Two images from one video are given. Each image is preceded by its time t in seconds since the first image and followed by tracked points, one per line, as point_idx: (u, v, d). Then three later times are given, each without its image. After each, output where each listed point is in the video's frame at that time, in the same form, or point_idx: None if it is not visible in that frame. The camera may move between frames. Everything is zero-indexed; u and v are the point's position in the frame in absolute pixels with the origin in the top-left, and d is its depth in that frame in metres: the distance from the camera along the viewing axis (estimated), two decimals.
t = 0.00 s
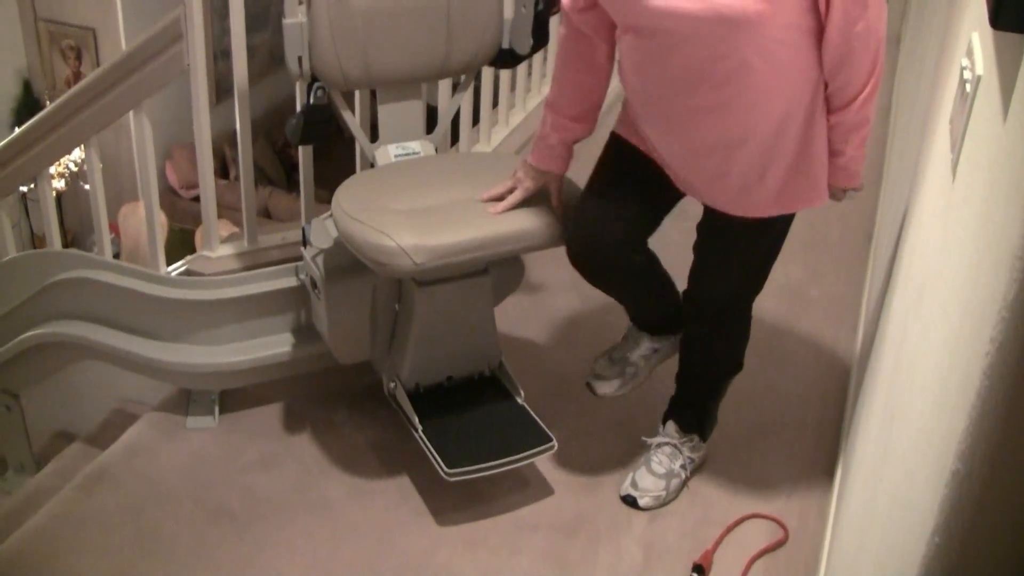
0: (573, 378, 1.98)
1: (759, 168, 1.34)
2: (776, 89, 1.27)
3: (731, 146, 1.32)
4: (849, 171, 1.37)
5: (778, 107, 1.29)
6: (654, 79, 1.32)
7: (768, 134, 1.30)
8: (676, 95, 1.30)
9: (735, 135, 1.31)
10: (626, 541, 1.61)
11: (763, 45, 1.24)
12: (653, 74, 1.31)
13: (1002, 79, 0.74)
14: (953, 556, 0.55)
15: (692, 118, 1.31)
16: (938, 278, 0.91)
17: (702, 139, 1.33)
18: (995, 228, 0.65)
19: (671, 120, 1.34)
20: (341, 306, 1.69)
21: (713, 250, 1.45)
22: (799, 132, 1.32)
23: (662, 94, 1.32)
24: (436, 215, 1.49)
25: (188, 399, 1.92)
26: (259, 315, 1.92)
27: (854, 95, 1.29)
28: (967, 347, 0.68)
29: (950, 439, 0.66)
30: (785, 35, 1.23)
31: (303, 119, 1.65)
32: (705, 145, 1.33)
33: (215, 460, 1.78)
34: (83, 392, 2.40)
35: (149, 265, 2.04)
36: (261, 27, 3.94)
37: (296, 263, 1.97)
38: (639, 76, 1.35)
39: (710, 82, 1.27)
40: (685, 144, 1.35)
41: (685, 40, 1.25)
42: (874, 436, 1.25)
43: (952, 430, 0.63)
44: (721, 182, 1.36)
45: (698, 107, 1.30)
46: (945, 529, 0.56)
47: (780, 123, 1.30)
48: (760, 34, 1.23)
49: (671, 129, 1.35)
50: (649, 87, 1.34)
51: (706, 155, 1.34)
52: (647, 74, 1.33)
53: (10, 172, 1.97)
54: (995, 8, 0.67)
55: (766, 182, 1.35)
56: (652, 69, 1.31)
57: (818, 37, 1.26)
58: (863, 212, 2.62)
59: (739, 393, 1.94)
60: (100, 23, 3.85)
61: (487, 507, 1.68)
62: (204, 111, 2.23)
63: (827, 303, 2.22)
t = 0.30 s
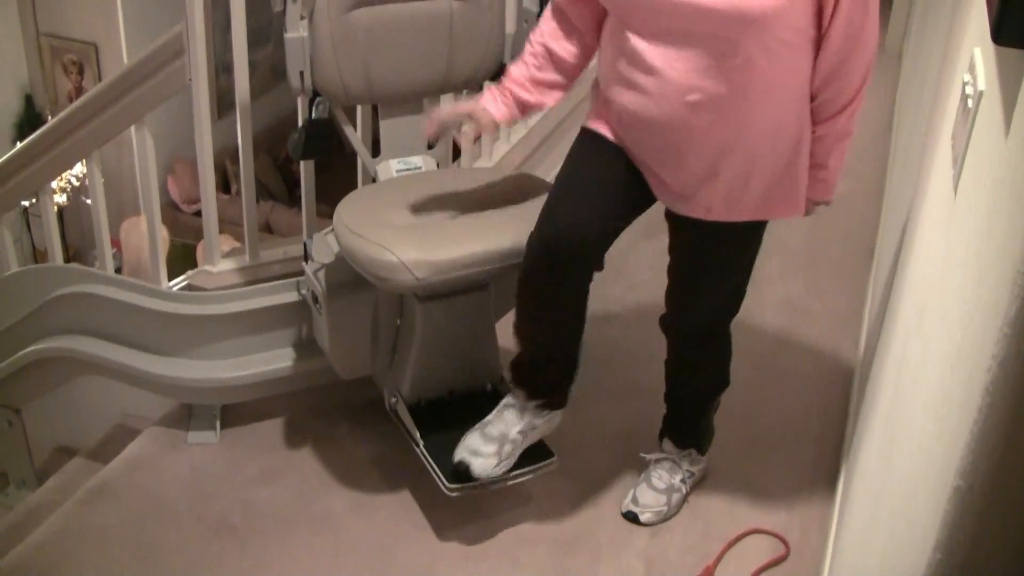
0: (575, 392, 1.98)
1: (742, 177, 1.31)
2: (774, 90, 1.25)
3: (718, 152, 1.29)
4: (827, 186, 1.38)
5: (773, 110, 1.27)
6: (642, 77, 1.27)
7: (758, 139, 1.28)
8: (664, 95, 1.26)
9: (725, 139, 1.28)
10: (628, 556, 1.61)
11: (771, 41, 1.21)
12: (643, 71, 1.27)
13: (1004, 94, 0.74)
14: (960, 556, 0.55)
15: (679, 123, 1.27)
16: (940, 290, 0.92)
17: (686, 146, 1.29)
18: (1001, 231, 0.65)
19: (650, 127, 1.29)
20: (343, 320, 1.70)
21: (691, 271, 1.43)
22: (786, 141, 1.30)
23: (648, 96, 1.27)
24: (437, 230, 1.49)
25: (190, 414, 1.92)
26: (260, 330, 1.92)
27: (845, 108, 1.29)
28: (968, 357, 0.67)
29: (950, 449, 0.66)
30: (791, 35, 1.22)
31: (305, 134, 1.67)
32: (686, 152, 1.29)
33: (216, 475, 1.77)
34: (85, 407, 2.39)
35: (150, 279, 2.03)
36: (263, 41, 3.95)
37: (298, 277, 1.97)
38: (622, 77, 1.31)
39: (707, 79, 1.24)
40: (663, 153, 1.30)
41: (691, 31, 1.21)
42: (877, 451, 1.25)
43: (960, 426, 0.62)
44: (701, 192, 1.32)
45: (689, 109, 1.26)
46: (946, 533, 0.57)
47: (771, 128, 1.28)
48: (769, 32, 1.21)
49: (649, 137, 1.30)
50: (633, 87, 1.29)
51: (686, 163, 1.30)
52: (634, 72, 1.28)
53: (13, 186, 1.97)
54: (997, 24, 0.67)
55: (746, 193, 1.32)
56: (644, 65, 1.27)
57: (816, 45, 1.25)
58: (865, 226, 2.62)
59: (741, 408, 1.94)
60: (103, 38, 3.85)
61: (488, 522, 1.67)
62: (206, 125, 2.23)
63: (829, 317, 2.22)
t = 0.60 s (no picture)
0: (577, 408, 1.98)
1: (693, 193, 1.33)
2: (729, 106, 1.28)
3: (672, 166, 1.31)
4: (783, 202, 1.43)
5: (727, 125, 1.29)
6: (599, 89, 1.29)
7: (711, 154, 1.31)
8: (620, 108, 1.28)
9: (679, 154, 1.30)
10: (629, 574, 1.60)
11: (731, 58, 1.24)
12: (599, 84, 1.29)
13: (1008, 108, 0.74)
14: None
15: (633, 136, 1.29)
16: (943, 305, 0.91)
17: (639, 159, 1.31)
18: (1006, 238, 0.65)
19: (605, 139, 1.31)
20: (347, 336, 1.70)
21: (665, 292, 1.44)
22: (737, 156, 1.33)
23: (604, 108, 1.29)
24: (440, 247, 1.49)
25: (192, 429, 1.91)
26: (262, 346, 1.92)
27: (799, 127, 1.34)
28: (973, 367, 0.67)
29: (957, 456, 0.66)
30: (750, 53, 1.25)
31: (307, 149, 1.65)
32: (639, 165, 1.31)
33: (217, 491, 1.77)
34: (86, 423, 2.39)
35: (153, 295, 2.03)
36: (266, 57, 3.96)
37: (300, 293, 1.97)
38: (578, 90, 1.33)
39: (664, 96, 1.26)
40: (615, 166, 1.32)
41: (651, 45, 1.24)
42: (879, 468, 1.24)
43: (972, 422, 0.62)
44: (653, 208, 1.34)
45: (644, 122, 1.28)
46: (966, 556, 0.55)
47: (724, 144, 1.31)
48: (728, 50, 1.23)
49: (604, 149, 1.32)
50: (589, 99, 1.31)
51: (637, 177, 1.32)
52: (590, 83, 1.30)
53: (15, 203, 1.97)
54: (999, 40, 0.67)
55: (697, 209, 1.34)
56: (601, 78, 1.29)
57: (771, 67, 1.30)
58: (868, 243, 2.61)
59: (743, 424, 1.93)
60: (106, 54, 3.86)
61: (490, 539, 1.67)
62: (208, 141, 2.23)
63: (832, 334, 2.22)
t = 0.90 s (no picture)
0: (579, 423, 1.97)
1: (633, 217, 1.35)
2: (668, 139, 1.29)
3: (609, 194, 1.32)
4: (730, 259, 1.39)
5: (665, 156, 1.31)
6: (536, 119, 1.29)
7: (648, 184, 1.32)
8: (558, 140, 1.28)
9: (615, 185, 1.31)
10: None
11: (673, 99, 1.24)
12: (536, 115, 1.29)
13: (1013, 121, 0.74)
14: None
15: (569, 167, 1.30)
16: (947, 323, 0.91)
17: (576, 187, 1.31)
18: (1010, 258, 0.64)
19: (541, 167, 1.31)
20: (350, 351, 1.69)
21: (622, 303, 1.44)
22: (672, 180, 1.35)
23: (545, 138, 1.29)
24: (443, 263, 1.50)
25: (195, 444, 1.91)
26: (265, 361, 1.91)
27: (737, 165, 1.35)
28: (977, 387, 0.67)
29: (961, 477, 0.65)
30: (692, 93, 1.25)
31: (312, 164, 1.68)
32: (579, 194, 1.32)
33: (220, 506, 1.77)
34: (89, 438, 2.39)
35: (156, 309, 2.03)
36: (269, 73, 3.97)
37: (303, 307, 1.96)
38: (512, 115, 1.32)
39: (609, 128, 1.26)
40: (550, 193, 1.33)
41: (593, 85, 1.23)
42: (882, 484, 1.24)
43: (978, 449, 0.61)
44: (587, 230, 1.35)
45: (582, 155, 1.28)
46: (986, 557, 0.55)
47: (660, 172, 1.32)
48: (675, 88, 1.23)
49: (540, 176, 1.32)
50: (525, 127, 1.30)
51: (573, 204, 1.33)
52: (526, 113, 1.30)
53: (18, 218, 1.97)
54: (1003, 56, 0.67)
55: (631, 232, 1.36)
56: (537, 109, 1.28)
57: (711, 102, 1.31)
58: (871, 258, 2.61)
59: (747, 439, 1.93)
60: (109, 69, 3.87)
61: (493, 554, 1.66)
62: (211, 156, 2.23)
63: (835, 350, 2.21)
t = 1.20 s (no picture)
0: (582, 426, 1.97)
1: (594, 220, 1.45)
2: (622, 148, 1.40)
3: (568, 200, 1.42)
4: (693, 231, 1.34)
5: (618, 162, 1.41)
6: (497, 138, 1.38)
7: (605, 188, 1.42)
8: (520, 157, 1.37)
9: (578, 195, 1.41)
10: None
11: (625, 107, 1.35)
12: (497, 134, 1.37)
13: (1015, 123, 0.74)
14: None
15: (536, 186, 1.39)
16: (949, 325, 0.91)
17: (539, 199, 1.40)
18: (1010, 258, 0.65)
19: (507, 188, 1.41)
20: (354, 356, 1.69)
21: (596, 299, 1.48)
22: (620, 181, 1.46)
23: (509, 161, 1.38)
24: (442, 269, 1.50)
25: (197, 447, 1.91)
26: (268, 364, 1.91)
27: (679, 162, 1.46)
28: (978, 387, 0.67)
29: (964, 476, 0.66)
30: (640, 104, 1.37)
31: (314, 168, 1.66)
32: (545, 208, 1.42)
33: (223, 508, 1.77)
34: (92, 441, 2.39)
35: (159, 312, 2.03)
36: (272, 76, 3.97)
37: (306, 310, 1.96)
38: (471, 134, 1.41)
39: (571, 144, 1.36)
40: (519, 209, 1.42)
41: (554, 105, 1.33)
42: (885, 487, 1.24)
43: (979, 451, 0.62)
44: (548, 234, 1.45)
45: (543, 169, 1.37)
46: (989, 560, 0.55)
47: (611, 176, 1.42)
48: (629, 101, 1.34)
49: (503, 189, 1.41)
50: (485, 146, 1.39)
51: (538, 216, 1.43)
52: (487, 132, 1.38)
53: (21, 221, 1.98)
54: (1007, 59, 0.69)
55: (593, 235, 1.47)
56: (498, 129, 1.37)
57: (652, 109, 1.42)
58: (874, 262, 2.61)
59: (750, 442, 1.93)
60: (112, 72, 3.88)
61: (496, 557, 1.66)
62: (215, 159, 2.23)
63: (839, 354, 2.21)
